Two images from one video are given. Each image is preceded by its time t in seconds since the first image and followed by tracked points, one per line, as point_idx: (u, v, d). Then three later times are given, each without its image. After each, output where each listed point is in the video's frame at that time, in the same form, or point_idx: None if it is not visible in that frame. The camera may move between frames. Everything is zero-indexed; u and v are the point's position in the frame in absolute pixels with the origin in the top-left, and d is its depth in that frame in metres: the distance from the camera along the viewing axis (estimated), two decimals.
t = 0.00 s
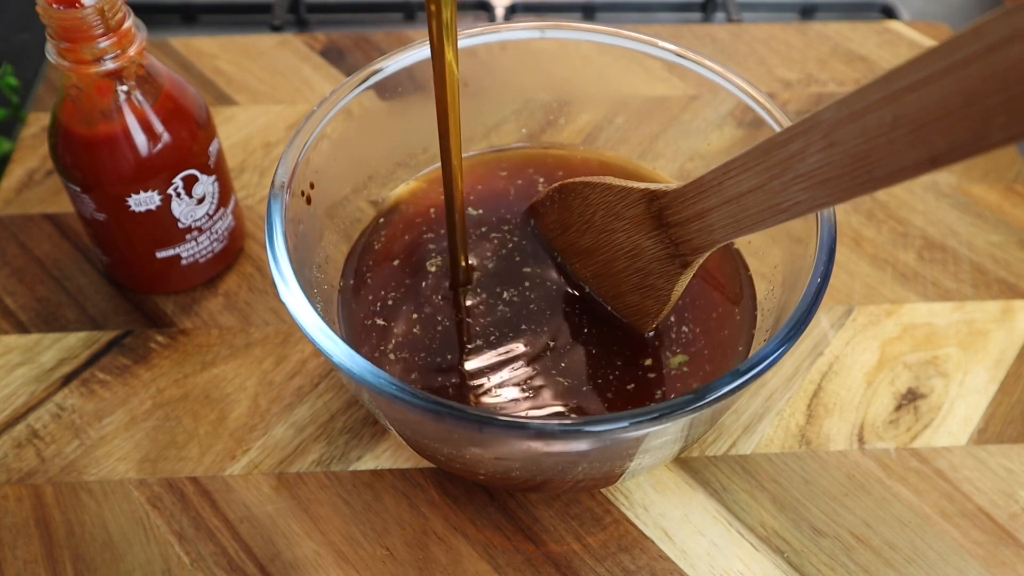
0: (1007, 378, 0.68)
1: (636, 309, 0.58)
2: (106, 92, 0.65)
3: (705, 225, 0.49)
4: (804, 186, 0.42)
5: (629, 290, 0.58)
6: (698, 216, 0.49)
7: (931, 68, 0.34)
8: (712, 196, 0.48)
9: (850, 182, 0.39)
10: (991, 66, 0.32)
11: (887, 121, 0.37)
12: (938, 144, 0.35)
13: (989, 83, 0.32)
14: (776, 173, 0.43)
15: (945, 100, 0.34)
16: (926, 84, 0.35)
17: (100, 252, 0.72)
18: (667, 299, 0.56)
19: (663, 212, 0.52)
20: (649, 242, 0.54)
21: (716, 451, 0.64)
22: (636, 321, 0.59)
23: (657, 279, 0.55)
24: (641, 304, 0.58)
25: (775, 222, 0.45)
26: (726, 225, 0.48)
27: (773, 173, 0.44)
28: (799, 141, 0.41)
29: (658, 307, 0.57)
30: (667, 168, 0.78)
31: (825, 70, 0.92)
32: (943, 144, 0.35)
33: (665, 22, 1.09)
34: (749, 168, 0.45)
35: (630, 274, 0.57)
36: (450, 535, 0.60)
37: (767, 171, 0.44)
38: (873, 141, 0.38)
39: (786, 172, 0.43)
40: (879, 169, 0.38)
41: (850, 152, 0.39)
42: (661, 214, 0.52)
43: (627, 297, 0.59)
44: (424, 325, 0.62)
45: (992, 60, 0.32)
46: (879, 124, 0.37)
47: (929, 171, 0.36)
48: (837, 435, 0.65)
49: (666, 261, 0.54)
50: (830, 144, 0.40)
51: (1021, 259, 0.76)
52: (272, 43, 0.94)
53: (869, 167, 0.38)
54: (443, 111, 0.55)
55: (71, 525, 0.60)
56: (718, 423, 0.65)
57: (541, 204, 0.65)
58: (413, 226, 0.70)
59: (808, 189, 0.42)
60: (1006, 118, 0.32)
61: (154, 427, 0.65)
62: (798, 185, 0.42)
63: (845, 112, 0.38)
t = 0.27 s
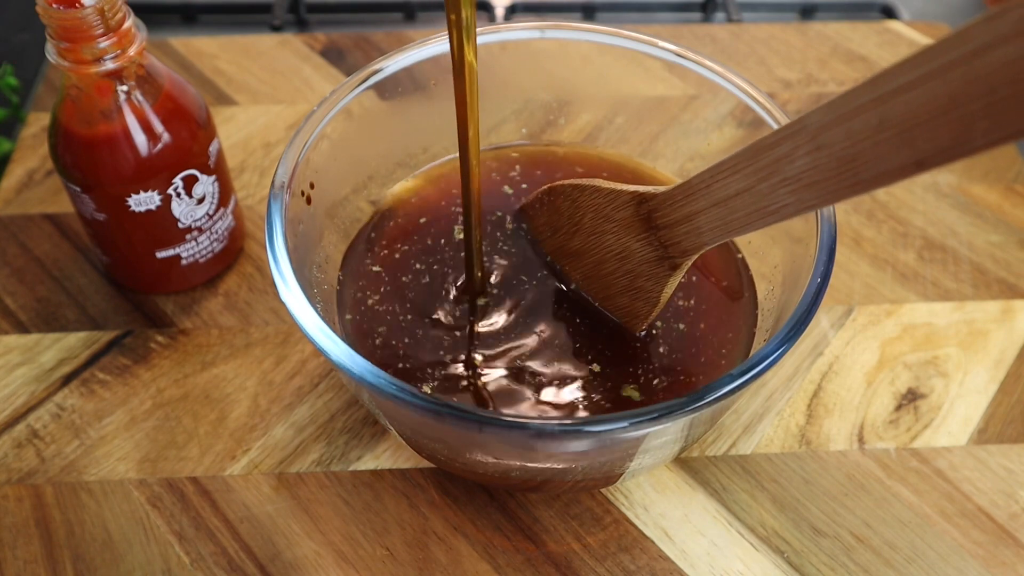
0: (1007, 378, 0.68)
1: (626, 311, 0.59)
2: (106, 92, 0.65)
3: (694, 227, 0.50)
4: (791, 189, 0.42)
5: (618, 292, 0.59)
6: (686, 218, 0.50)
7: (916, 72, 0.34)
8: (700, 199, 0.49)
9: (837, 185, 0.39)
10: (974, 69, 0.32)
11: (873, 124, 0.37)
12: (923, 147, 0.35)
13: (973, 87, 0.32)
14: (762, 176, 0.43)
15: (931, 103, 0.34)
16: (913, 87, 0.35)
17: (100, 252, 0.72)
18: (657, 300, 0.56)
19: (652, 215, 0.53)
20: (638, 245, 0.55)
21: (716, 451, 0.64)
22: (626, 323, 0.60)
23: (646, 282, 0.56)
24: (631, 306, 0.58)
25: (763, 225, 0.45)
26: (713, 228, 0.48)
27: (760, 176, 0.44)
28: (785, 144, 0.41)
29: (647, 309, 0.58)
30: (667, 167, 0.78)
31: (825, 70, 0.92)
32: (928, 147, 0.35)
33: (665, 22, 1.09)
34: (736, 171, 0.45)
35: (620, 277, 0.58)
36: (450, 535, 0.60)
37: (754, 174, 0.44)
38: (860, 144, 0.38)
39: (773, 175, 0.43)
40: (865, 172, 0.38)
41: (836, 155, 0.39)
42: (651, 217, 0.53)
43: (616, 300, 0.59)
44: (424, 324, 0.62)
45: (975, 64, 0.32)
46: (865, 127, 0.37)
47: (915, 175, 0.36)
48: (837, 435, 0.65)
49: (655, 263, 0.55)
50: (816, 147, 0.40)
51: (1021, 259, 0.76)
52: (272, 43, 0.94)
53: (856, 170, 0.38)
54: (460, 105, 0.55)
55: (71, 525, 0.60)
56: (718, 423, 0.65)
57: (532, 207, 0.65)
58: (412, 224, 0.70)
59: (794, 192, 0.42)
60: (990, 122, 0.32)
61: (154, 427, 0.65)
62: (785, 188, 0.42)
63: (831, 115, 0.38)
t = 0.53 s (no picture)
0: (1007, 378, 0.68)
1: (623, 309, 0.58)
2: (106, 92, 0.65)
3: (696, 224, 0.49)
4: (799, 187, 0.42)
5: (616, 289, 0.58)
6: (689, 215, 0.50)
7: (932, 70, 0.34)
8: (704, 196, 0.48)
9: (846, 183, 0.39)
10: (989, 69, 0.32)
11: (885, 122, 0.37)
12: (935, 146, 0.35)
13: (988, 87, 0.32)
14: (770, 172, 0.43)
15: (945, 102, 0.34)
16: (929, 84, 0.34)
17: (100, 252, 0.72)
18: (654, 300, 0.55)
19: (652, 211, 0.52)
20: (637, 242, 0.54)
21: (716, 451, 0.64)
22: (621, 322, 0.59)
23: (644, 279, 0.55)
24: (628, 304, 0.57)
25: (768, 222, 0.45)
26: (717, 224, 0.48)
27: (767, 173, 0.44)
28: (793, 142, 0.41)
29: (644, 308, 0.57)
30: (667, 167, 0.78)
31: (825, 70, 0.92)
32: (941, 147, 0.35)
33: (665, 22, 1.09)
34: (742, 168, 0.45)
35: (617, 274, 0.57)
36: (450, 535, 0.60)
37: (761, 171, 0.44)
38: (871, 142, 0.37)
39: (781, 172, 0.43)
40: (876, 170, 0.38)
41: (846, 153, 0.39)
42: (652, 213, 0.52)
43: (612, 298, 0.58)
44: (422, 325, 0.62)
45: (992, 63, 0.32)
46: (877, 125, 0.37)
47: (926, 175, 0.36)
48: (837, 435, 0.65)
49: (655, 260, 0.54)
50: (826, 145, 0.40)
51: (1021, 259, 0.76)
52: (272, 43, 0.94)
53: (866, 168, 0.38)
54: (479, 101, 0.56)
55: (71, 526, 0.60)
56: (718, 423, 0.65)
57: (527, 202, 0.64)
58: (410, 224, 0.70)
59: (802, 190, 0.42)
60: (1004, 122, 0.32)
61: (154, 427, 0.65)
62: (792, 185, 0.42)
63: (843, 112, 0.38)
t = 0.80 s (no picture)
0: (1007, 378, 0.68)
1: (620, 307, 0.57)
2: (106, 92, 0.65)
3: (709, 221, 0.49)
4: (819, 185, 0.42)
5: (617, 286, 0.57)
6: (702, 211, 0.49)
7: (967, 70, 0.34)
8: (720, 191, 0.48)
9: (871, 182, 0.39)
10: None
11: (917, 122, 0.36)
12: (968, 147, 0.35)
13: None
14: (791, 170, 0.43)
15: (981, 103, 0.34)
16: (963, 85, 0.34)
17: (100, 252, 0.72)
18: (656, 297, 0.55)
19: (664, 205, 0.52)
20: (646, 237, 0.54)
21: (716, 451, 0.64)
22: (618, 320, 0.58)
23: (648, 276, 0.55)
24: (627, 301, 0.57)
25: (785, 220, 0.45)
26: (731, 221, 0.48)
27: (788, 170, 0.44)
28: (817, 139, 0.41)
29: (643, 306, 0.56)
30: (667, 167, 0.78)
31: (825, 70, 0.92)
32: (975, 148, 0.35)
33: (665, 22, 1.09)
34: (761, 164, 0.45)
35: (620, 270, 0.56)
36: (450, 535, 0.60)
37: (782, 167, 0.44)
38: (901, 142, 0.37)
39: (802, 170, 0.43)
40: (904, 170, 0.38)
41: (874, 151, 0.39)
42: (663, 208, 0.52)
43: (612, 295, 0.58)
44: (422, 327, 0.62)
45: None
46: (908, 124, 0.37)
47: (959, 175, 0.36)
48: (837, 435, 0.65)
49: (661, 256, 0.53)
50: (853, 143, 0.39)
51: (1021, 259, 0.76)
52: (271, 43, 0.94)
53: (893, 168, 0.38)
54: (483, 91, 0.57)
55: (71, 525, 0.60)
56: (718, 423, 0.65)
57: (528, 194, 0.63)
58: (410, 224, 0.70)
59: (823, 187, 0.42)
60: None
61: (154, 427, 0.65)
62: (814, 182, 0.42)
63: (873, 110, 0.38)
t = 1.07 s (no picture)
0: (1007, 378, 0.68)
1: (613, 303, 0.58)
2: (106, 92, 0.65)
3: (703, 218, 0.49)
4: (813, 184, 0.42)
5: (609, 282, 0.57)
6: (696, 208, 0.49)
7: (966, 70, 0.34)
8: (714, 188, 0.48)
9: (863, 182, 0.39)
10: None
11: (912, 121, 0.36)
12: (963, 149, 0.34)
13: None
14: (785, 169, 0.43)
15: (977, 104, 0.33)
16: (959, 86, 0.34)
17: (100, 252, 0.72)
18: (648, 294, 0.55)
19: (658, 203, 0.52)
20: (639, 234, 0.54)
21: (716, 451, 0.64)
22: (608, 316, 0.59)
23: (641, 273, 0.55)
24: (620, 297, 0.57)
25: (777, 218, 0.45)
26: (724, 218, 0.48)
27: (782, 169, 0.43)
28: (813, 138, 0.41)
29: (636, 303, 0.56)
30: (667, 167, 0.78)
31: (825, 70, 0.92)
32: (969, 150, 0.34)
33: (665, 22, 1.09)
34: (757, 162, 0.45)
35: (612, 267, 0.57)
36: (450, 535, 0.60)
37: (776, 166, 0.44)
38: (896, 141, 0.37)
39: (797, 168, 0.42)
40: (897, 171, 0.37)
41: (869, 151, 0.38)
42: (657, 206, 0.52)
43: (605, 290, 0.58)
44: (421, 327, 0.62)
45: None
46: (903, 124, 0.37)
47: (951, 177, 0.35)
48: (837, 435, 0.65)
49: (654, 253, 0.53)
50: (848, 142, 0.39)
51: (1021, 259, 0.76)
52: (272, 43, 0.94)
53: (887, 168, 0.38)
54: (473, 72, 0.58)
55: (71, 525, 0.60)
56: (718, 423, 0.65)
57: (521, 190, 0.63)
58: (409, 224, 0.70)
59: (817, 186, 0.42)
60: None
61: (154, 427, 0.65)
62: (808, 181, 0.42)
63: (870, 110, 0.38)
